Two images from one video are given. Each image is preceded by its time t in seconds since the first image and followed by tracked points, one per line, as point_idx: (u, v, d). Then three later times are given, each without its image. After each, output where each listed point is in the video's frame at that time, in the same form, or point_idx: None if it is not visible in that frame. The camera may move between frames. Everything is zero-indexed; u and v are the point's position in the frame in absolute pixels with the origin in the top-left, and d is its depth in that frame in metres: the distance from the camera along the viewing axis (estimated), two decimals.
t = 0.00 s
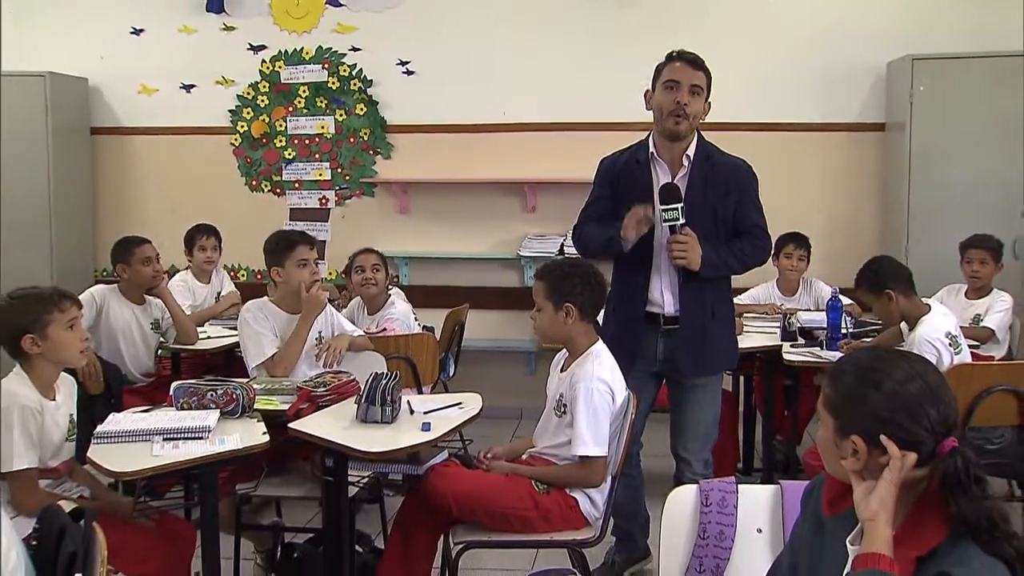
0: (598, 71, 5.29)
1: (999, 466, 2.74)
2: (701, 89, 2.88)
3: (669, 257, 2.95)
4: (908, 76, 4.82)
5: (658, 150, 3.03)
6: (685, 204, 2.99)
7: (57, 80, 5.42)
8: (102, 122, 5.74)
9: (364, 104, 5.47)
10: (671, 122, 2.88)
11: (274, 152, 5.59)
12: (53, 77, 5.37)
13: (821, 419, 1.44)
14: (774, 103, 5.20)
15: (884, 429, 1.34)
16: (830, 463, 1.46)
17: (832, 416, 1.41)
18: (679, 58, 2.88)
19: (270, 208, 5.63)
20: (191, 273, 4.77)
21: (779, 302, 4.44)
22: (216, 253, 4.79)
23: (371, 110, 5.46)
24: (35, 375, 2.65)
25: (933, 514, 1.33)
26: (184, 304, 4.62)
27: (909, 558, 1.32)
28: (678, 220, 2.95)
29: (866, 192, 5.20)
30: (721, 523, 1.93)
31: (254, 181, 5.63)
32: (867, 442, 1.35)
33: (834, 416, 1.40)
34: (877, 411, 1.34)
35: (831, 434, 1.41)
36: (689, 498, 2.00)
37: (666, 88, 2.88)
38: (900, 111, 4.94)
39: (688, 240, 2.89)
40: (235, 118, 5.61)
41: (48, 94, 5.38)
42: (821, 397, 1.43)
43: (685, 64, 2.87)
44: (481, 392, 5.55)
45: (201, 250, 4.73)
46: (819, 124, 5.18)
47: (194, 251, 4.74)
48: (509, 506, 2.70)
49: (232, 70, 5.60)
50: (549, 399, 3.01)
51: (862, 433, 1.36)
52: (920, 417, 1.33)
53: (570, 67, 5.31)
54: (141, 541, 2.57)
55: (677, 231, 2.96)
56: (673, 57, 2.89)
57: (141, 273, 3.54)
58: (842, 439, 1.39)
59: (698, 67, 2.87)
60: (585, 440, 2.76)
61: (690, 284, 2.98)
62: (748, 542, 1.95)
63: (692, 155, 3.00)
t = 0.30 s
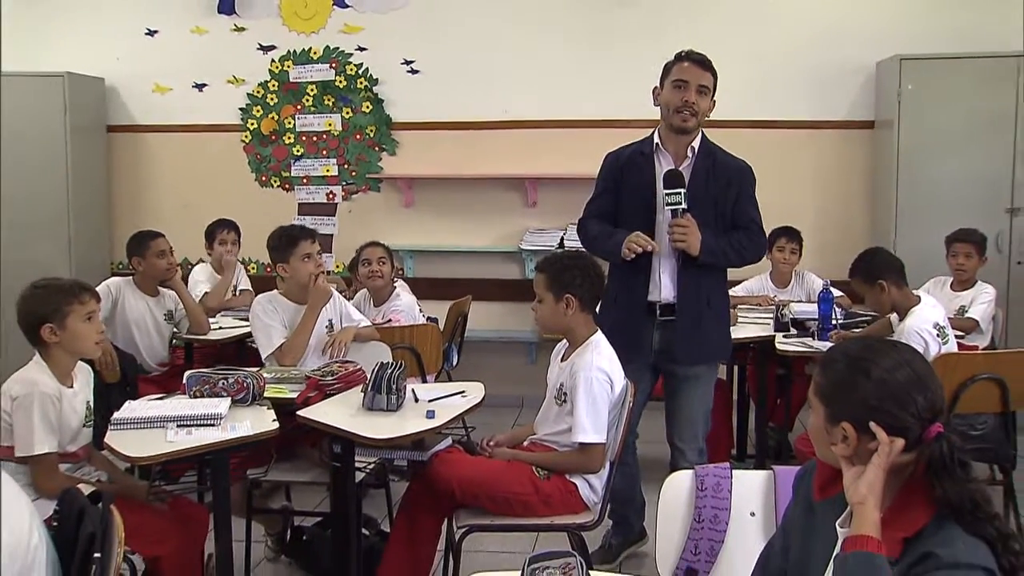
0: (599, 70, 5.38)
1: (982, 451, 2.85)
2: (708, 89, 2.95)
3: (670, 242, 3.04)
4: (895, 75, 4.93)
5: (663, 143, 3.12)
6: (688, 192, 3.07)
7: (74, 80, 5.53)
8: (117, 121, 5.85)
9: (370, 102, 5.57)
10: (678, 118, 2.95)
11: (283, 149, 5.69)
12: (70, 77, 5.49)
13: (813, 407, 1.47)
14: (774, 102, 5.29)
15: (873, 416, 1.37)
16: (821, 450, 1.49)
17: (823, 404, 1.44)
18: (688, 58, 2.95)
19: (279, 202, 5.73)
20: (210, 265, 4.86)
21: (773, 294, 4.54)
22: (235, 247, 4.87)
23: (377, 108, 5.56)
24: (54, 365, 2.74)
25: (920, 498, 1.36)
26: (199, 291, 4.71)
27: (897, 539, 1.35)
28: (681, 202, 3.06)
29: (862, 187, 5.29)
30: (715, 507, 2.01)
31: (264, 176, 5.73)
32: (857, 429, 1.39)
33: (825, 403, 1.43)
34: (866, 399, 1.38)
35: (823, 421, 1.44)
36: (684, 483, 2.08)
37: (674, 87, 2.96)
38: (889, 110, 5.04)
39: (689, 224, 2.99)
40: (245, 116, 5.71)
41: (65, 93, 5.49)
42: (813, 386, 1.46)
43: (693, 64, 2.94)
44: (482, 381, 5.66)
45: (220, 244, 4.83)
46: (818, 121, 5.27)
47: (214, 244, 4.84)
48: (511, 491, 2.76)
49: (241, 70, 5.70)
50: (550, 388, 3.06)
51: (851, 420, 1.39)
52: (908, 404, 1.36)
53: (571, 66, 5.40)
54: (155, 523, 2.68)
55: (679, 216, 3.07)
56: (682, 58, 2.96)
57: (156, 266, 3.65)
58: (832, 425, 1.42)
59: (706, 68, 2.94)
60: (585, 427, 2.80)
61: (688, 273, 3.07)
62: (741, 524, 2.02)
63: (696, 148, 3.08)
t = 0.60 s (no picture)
0: (600, 71, 5.47)
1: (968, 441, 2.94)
2: (702, 91, 3.04)
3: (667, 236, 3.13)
4: (885, 78, 5.04)
5: (663, 145, 3.21)
6: (684, 190, 3.16)
7: (91, 82, 5.63)
8: (133, 121, 5.96)
9: (376, 102, 5.67)
10: (675, 123, 3.04)
11: (291, 148, 5.78)
12: (88, 80, 5.61)
13: (805, 396, 1.52)
14: (774, 102, 5.38)
15: (867, 407, 1.43)
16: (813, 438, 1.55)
17: (815, 393, 1.49)
18: (682, 62, 3.03)
19: (287, 199, 5.83)
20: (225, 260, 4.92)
21: (767, 288, 4.64)
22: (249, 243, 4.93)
23: (383, 108, 5.66)
24: (72, 356, 2.85)
25: (909, 484, 1.43)
26: (219, 283, 4.83)
27: (885, 523, 1.42)
28: (678, 198, 3.13)
29: (859, 186, 5.38)
30: (712, 494, 2.06)
31: (273, 175, 5.82)
32: (850, 419, 1.44)
33: (818, 394, 1.48)
34: (859, 389, 1.43)
35: (815, 410, 1.50)
36: (682, 471, 2.12)
37: (670, 91, 3.05)
38: (879, 109, 5.14)
39: (686, 218, 3.08)
40: (254, 117, 5.81)
41: (82, 93, 5.60)
42: (804, 376, 1.51)
43: (686, 68, 3.02)
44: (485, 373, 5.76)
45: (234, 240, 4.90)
46: (817, 121, 5.36)
47: (228, 241, 4.90)
48: (514, 480, 2.81)
49: (250, 71, 5.80)
50: (550, 379, 3.11)
51: (844, 410, 1.45)
52: (899, 395, 1.42)
53: (572, 66, 5.49)
54: (167, 511, 2.78)
55: (676, 210, 3.14)
56: (676, 61, 3.04)
57: (164, 262, 3.78)
58: (824, 415, 1.48)
59: (699, 71, 3.02)
60: (585, 418, 2.86)
61: (685, 268, 3.17)
62: (737, 510, 2.08)
63: (694, 149, 3.17)
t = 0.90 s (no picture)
0: (603, 71, 5.55)
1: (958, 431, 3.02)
2: (695, 100, 3.08)
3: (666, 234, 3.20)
4: (878, 80, 5.11)
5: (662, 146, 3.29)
6: (683, 190, 3.24)
7: (107, 84, 5.73)
8: (147, 121, 6.06)
9: (382, 102, 5.75)
10: (670, 134, 3.12)
11: (300, 147, 5.87)
12: (105, 82, 5.72)
13: (805, 386, 1.55)
14: (778, 101, 5.45)
15: (871, 396, 1.46)
16: (810, 428, 1.57)
17: (818, 383, 1.52)
18: (670, 72, 3.07)
19: (295, 196, 5.92)
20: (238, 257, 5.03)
21: (764, 284, 4.72)
22: (259, 240, 5.02)
23: (389, 108, 5.75)
24: (89, 349, 2.95)
25: (903, 473, 1.47)
26: (229, 279, 4.95)
27: (876, 510, 1.45)
28: (677, 196, 3.16)
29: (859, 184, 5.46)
30: (710, 484, 2.09)
31: (282, 173, 5.91)
32: (853, 408, 1.47)
33: (822, 384, 1.51)
34: (863, 379, 1.47)
35: (818, 399, 1.52)
36: (682, 461, 2.15)
37: (662, 102, 3.10)
38: (870, 109, 5.22)
39: (684, 216, 3.15)
40: (264, 117, 5.90)
41: (99, 96, 5.71)
42: (807, 366, 1.54)
43: (677, 78, 3.05)
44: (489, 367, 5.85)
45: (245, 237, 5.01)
46: (818, 121, 5.43)
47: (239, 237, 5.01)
48: (517, 470, 2.86)
49: (259, 72, 5.89)
50: (552, 372, 3.15)
51: (848, 400, 1.48)
52: (901, 385, 1.46)
53: (575, 67, 5.57)
54: (184, 499, 2.85)
55: (674, 208, 3.17)
56: (667, 70, 3.07)
57: (175, 258, 3.90)
58: (827, 404, 1.51)
59: (691, 79, 3.05)
60: (586, 410, 2.90)
61: (686, 264, 3.24)
62: (734, 499, 2.10)
63: (692, 148, 3.24)
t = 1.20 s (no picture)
0: (611, 71, 5.62)
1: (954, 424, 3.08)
2: (697, 101, 3.14)
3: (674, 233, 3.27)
4: (878, 81, 5.17)
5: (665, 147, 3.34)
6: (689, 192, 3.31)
7: (129, 85, 5.85)
8: (166, 121, 6.16)
9: (394, 102, 5.84)
10: (673, 137, 3.18)
11: (314, 146, 5.96)
12: (126, 83, 5.83)
13: (815, 370, 1.59)
14: (787, 101, 5.50)
15: (883, 378, 1.53)
16: (814, 415, 1.61)
17: (832, 367, 1.57)
18: (672, 75, 3.11)
19: (308, 192, 6.02)
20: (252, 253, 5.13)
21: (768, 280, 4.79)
22: (273, 236, 5.10)
23: (401, 108, 5.83)
24: (111, 343, 3.04)
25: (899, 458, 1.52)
26: (244, 273, 5.06)
27: (870, 492, 1.49)
28: (683, 199, 3.24)
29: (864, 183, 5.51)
30: (714, 474, 2.16)
31: (296, 171, 6.01)
32: (868, 390, 1.54)
33: (836, 367, 1.56)
34: (876, 362, 1.54)
35: (829, 382, 1.57)
36: (688, 451, 2.22)
37: (665, 104, 3.16)
38: (870, 109, 5.28)
39: (691, 219, 3.21)
40: (279, 117, 6.00)
41: (121, 97, 5.82)
42: (818, 350, 1.59)
43: (679, 82, 3.10)
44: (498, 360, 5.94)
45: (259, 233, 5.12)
46: (825, 121, 5.49)
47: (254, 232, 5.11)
48: (524, 461, 2.93)
49: (274, 72, 5.98)
50: (560, 366, 3.21)
51: (863, 383, 1.54)
52: (911, 370, 1.53)
53: (584, 67, 5.64)
54: (203, 487, 2.92)
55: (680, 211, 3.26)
56: (668, 74, 3.12)
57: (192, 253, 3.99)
58: (841, 387, 1.56)
59: (692, 83, 3.10)
60: (593, 401, 2.97)
61: (695, 263, 3.31)
62: (737, 490, 2.17)
63: (695, 148, 3.30)
